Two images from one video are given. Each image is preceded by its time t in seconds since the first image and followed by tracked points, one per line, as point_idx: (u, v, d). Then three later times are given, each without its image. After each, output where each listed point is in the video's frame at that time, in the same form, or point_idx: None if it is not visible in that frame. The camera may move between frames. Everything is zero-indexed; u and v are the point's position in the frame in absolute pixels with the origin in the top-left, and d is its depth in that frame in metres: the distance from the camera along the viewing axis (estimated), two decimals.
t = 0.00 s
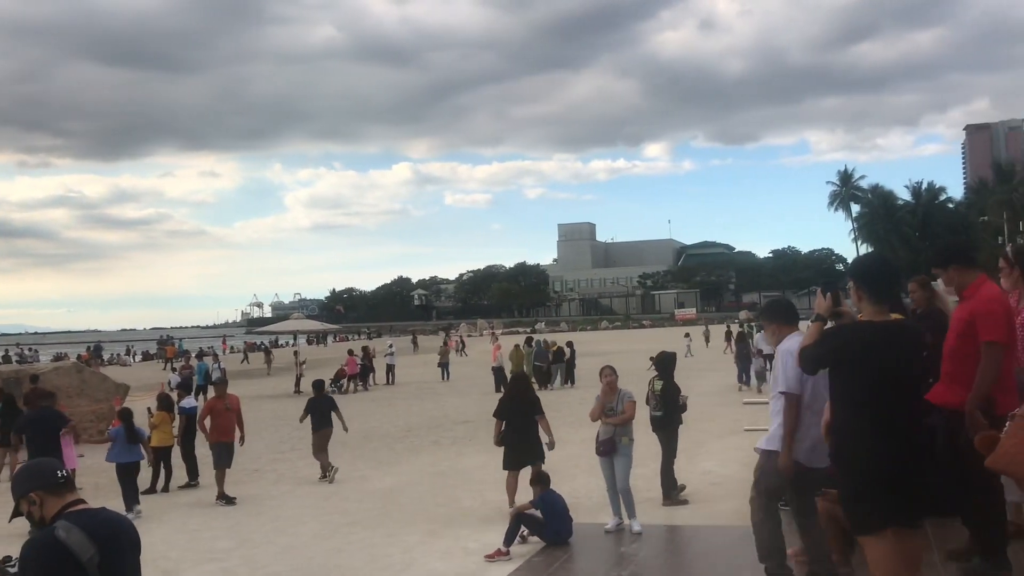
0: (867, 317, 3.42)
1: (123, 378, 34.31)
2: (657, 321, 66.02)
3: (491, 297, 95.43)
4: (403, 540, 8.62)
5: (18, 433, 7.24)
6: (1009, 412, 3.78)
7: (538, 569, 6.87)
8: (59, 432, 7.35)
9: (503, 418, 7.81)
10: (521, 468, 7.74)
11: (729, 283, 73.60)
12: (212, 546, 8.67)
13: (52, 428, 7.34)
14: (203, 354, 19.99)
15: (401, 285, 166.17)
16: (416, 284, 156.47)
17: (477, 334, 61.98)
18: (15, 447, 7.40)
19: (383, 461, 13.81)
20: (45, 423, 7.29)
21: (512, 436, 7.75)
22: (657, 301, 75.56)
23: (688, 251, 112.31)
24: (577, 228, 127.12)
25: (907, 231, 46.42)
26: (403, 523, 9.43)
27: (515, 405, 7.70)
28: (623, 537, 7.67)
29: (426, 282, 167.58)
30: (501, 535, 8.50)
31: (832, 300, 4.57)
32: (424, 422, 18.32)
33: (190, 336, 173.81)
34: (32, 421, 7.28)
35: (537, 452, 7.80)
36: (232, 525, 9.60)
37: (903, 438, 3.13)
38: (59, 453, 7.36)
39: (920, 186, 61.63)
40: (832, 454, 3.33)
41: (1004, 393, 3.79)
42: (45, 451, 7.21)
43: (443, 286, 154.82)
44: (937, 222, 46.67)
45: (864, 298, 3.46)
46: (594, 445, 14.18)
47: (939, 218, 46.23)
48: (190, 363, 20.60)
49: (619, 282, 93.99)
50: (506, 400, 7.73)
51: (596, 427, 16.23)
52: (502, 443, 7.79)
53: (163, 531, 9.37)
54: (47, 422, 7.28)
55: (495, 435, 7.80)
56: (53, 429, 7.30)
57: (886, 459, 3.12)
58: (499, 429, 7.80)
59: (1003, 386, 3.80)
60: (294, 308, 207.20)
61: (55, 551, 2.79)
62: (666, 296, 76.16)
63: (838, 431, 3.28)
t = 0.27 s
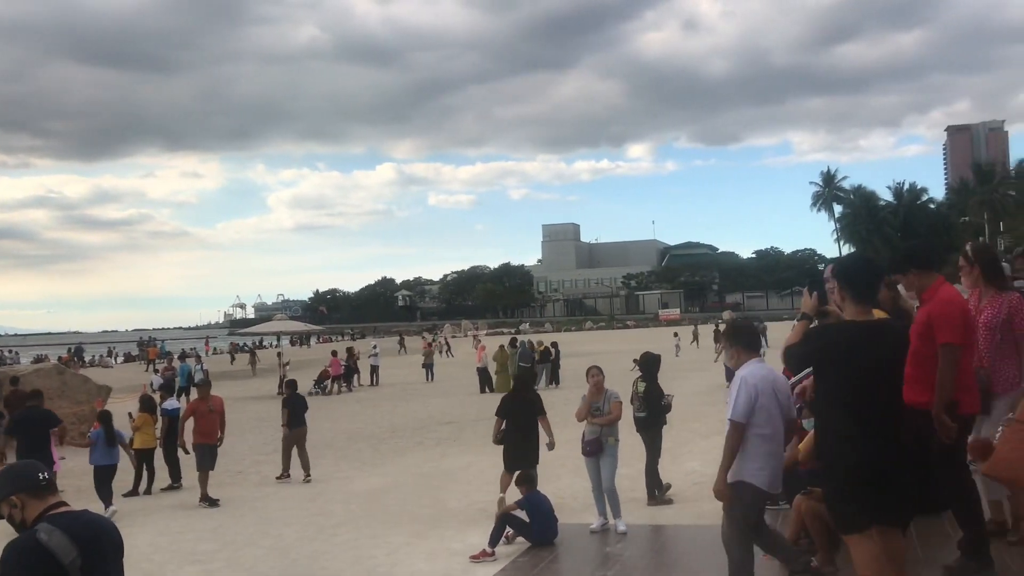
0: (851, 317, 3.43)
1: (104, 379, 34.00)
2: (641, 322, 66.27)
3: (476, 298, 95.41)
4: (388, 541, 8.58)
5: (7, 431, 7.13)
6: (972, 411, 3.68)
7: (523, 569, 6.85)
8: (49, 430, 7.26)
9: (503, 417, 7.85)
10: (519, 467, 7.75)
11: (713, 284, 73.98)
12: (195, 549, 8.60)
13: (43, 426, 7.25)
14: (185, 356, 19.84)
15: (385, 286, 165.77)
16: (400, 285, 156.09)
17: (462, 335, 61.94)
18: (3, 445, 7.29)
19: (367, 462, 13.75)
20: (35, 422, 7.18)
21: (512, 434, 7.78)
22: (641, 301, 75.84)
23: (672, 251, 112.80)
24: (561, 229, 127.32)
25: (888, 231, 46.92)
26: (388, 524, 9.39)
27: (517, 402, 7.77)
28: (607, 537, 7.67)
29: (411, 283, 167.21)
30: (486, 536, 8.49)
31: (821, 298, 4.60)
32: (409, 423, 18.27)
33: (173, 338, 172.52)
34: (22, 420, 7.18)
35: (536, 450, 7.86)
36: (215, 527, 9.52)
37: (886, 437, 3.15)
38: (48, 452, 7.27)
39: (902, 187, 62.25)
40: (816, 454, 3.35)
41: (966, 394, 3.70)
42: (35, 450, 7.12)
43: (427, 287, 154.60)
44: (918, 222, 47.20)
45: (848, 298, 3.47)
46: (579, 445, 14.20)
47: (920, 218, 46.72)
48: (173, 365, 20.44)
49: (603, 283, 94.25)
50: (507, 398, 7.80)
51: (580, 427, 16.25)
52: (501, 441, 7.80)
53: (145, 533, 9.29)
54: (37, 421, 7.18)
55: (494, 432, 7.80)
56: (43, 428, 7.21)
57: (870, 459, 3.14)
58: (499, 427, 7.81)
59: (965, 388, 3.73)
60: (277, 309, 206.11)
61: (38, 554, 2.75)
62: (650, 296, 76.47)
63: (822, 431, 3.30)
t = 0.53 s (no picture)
0: (839, 314, 3.45)
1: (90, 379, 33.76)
2: (630, 321, 66.42)
3: (464, 297, 95.34)
4: (376, 541, 8.56)
5: None
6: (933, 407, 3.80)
7: (512, 568, 6.85)
8: (37, 431, 7.21)
9: (501, 413, 7.81)
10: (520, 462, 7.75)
11: (701, 283, 74.38)
12: (182, 548, 8.55)
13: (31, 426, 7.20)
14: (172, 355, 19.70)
15: (373, 285, 165.35)
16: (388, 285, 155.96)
17: (451, 335, 61.90)
18: None
19: (357, 461, 13.71)
20: (24, 421, 7.14)
21: (512, 430, 7.76)
22: (630, 300, 76.02)
23: (661, 251, 113.15)
24: (550, 228, 127.49)
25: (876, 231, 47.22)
26: (378, 523, 9.37)
27: (515, 399, 7.73)
28: (596, 536, 7.68)
29: (400, 282, 166.90)
30: (476, 535, 8.48)
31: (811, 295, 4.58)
32: (398, 422, 18.24)
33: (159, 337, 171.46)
34: (11, 419, 7.12)
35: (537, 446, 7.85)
36: (203, 527, 9.48)
37: (872, 434, 3.17)
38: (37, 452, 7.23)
39: (889, 186, 62.73)
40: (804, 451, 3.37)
41: (932, 392, 3.82)
42: (23, 449, 7.07)
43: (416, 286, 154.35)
44: (905, 222, 47.52)
45: (835, 295, 3.49)
46: (568, 444, 14.22)
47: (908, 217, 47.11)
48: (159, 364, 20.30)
49: (592, 282, 94.42)
50: (506, 395, 7.76)
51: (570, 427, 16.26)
52: (502, 437, 7.79)
53: (132, 533, 9.23)
54: (26, 421, 7.13)
55: (494, 429, 7.78)
56: (32, 428, 7.16)
57: (857, 456, 3.16)
58: (499, 424, 7.78)
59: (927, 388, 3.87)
60: (265, 308, 205.32)
61: (25, 553, 2.73)
62: (639, 295, 76.65)
63: (809, 429, 3.32)
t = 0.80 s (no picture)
0: (825, 309, 3.48)
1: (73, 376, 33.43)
2: (616, 318, 66.57)
3: (451, 294, 95.15)
4: (364, 537, 8.55)
5: None
6: (889, 398, 4.06)
7: (500, 564, 6.86)
8: (21, 430, 7.14)
9: (500, 410, 7.83)
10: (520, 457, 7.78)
11: (687, 279, 74.64)
12: (168, 546, 8.50)
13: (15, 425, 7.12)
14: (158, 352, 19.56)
15: (360, 281, 164.91)
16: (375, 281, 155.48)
17: (438, 332, 61.78)
18: None
19: (343, 458, 13.68)
20: (7, 419, 7.06)
21: (510, 426, 7.79)
22: (617, 296, 76.16)
23: (647, 247, 113.42)
24: (536, 226, 127.53)
25: (861, 227, 47.56)
26: (365, 520, 9.35)
27: (513, 398, 7.75)
28: (583, 532, 7.70)
29: (386, 279, 166.43)
30: (463, 532, 8.48)
31: (795, 289, 4.67)
32: (385, 419, 18.20)
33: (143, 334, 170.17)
34: None
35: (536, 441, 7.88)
36: (189, 524, 9.43)
37: (857, 430, 3.20)
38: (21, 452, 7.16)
39: (873, 183, 63.18)
40: (791, 446, 3.39)
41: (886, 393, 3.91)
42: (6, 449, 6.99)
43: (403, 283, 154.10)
44: (889, 218, 47.90)
45: (819, 291, 3.52)
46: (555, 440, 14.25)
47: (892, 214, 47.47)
48: (144, 361, 20.14)
49: (579, 278, 94.50)
50: (504, 393, 7.78)
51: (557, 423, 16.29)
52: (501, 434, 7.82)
53: (117, 530, 9.18)
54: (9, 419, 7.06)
55: (493, 427, 7.80)
56: (15, 427, 7.09)
57: (844, 452, 3.19)
58: (497, 420, 7.81)
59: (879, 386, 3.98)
60: (251, 305, 204.25)
61: (8, 551, 2.71)
62: (626, 292, 76.81)
63: (796, 424, 3.34)
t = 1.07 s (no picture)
0: (810, 306, 3.49)
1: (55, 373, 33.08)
2: (602, 313, 66.69)
3: (438, 290, 94.97)
4: (350, 533, 8.53)
5: None
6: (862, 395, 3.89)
7: (488, 558, 6.86)
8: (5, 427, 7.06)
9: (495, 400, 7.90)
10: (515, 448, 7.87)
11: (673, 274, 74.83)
12: (154, 542, 8.46)
13: None
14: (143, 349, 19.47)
15: (346, 277, 164.21)
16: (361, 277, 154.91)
17: (424, 327, 61.64)
18: None
19: (330, 454, 13.64)
20: None
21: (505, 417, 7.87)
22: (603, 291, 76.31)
23: (634, 242, 113.67)
24: (523, 221, 127.43)
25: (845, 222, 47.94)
26: (352, 515, 9.34)
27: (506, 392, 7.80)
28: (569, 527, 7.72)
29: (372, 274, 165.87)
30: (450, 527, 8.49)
31: (783, 283, 4.80)
32: (371, 414, 18.15)
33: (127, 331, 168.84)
34: None
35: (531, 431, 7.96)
36: (174, 521, 9.38)
37: (840, 422, 3.23)
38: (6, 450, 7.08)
39: (858, 177, 63.59)
40: (776, 443, 3.40)
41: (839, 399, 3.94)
42: None
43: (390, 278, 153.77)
44: (873, 213, 48.29)
45: (806, 287, 3.53)
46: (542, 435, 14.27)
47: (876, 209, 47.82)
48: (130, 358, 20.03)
49: (565, 273, 94.59)
50: (497, 387, 7.86)
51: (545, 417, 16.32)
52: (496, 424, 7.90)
53: (103, 527, 9.12)
54: None
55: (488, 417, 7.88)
56: None
57: (829, 448, 3.21)
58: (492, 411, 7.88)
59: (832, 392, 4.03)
60: (235, 301, 203.09)
61: None
62: (612, 287, 76.98)
63: (784, 419, 3.35)
